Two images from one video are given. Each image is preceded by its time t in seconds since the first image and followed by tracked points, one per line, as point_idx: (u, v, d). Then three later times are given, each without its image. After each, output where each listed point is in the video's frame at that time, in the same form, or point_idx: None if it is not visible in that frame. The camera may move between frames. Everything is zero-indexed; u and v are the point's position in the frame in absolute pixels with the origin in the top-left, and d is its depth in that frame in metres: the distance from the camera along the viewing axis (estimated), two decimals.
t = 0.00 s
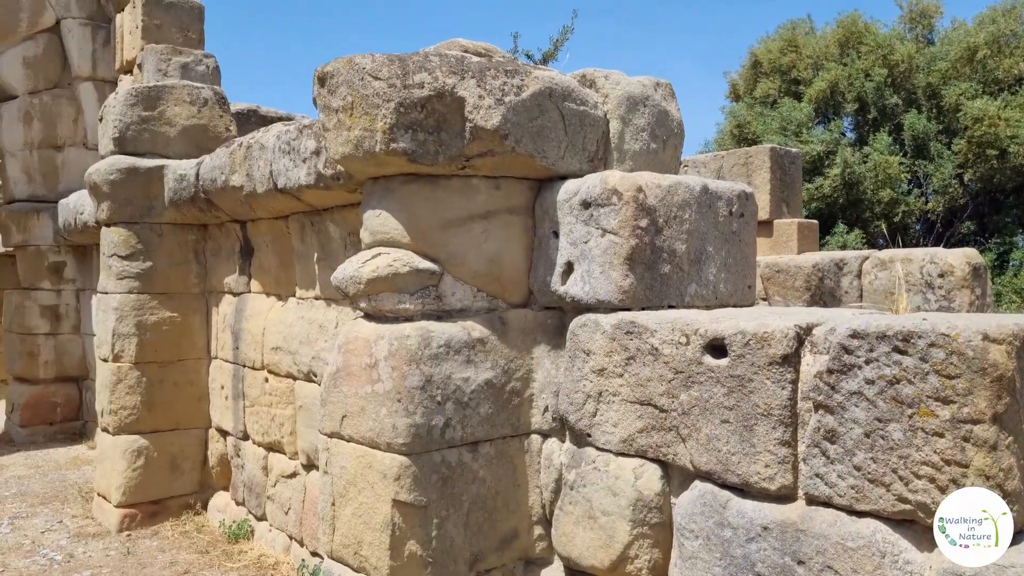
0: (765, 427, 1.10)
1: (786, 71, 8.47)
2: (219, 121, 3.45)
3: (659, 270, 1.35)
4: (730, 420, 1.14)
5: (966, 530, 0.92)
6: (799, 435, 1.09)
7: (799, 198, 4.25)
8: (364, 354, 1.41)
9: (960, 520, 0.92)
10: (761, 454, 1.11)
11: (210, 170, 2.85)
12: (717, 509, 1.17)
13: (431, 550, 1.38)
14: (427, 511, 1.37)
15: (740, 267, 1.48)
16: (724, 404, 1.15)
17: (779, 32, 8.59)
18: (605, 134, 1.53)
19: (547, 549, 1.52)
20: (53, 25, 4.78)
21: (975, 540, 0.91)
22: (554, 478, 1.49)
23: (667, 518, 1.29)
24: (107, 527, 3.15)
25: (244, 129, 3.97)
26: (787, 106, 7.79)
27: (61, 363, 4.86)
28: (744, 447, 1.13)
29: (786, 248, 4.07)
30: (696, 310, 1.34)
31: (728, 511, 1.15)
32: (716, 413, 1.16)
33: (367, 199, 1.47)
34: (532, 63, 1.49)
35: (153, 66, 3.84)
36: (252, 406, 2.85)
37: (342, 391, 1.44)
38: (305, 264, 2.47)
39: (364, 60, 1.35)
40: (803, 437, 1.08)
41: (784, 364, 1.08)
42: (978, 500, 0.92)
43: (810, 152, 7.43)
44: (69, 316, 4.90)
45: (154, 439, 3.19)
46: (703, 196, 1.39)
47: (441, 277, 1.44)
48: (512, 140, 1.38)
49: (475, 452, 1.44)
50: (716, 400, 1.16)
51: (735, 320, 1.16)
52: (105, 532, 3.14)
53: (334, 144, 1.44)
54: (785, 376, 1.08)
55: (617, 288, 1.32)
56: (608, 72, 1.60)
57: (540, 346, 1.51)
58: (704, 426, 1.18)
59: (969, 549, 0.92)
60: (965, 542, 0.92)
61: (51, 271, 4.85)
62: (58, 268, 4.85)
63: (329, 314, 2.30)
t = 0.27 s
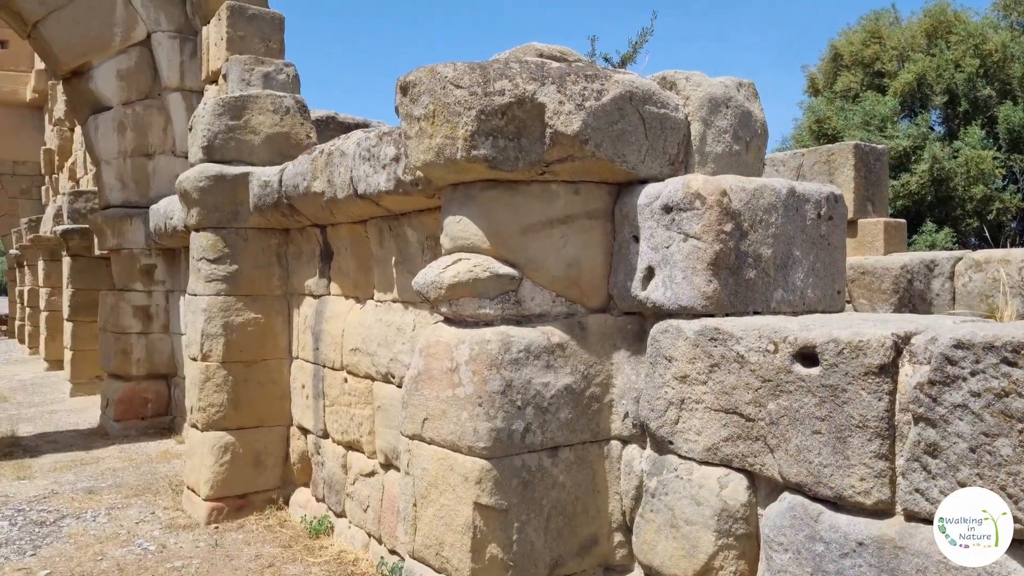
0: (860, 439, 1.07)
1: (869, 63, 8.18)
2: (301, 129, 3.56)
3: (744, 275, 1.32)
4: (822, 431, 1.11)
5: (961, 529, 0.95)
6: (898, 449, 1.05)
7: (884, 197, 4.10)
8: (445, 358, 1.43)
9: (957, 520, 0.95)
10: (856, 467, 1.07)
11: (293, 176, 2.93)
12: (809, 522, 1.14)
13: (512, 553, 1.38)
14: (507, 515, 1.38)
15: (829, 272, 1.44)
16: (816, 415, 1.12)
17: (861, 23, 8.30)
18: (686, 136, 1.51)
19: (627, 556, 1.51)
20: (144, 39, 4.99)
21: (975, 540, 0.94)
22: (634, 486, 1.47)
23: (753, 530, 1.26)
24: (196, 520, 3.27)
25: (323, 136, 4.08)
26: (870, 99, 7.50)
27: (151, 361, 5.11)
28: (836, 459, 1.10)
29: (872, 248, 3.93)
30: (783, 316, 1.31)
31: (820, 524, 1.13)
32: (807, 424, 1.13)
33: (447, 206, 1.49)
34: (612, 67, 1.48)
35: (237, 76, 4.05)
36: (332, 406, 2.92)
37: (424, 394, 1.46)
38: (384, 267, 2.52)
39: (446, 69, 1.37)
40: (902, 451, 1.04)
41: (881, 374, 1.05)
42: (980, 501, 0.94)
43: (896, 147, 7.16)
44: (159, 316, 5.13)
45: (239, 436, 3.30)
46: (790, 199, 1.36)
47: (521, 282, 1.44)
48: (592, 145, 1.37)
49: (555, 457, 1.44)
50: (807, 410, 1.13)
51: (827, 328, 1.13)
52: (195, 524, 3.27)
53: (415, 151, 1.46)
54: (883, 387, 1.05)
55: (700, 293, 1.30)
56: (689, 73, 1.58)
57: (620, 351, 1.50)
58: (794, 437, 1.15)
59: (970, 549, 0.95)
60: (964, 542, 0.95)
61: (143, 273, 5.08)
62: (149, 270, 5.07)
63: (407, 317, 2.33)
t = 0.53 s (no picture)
0: (958, 455, 1.02)
1: (958, 55, 7.86)
2: (376, 136, 3.63)
3: (831, 282, 1.29)
4: (918, 446, 1.07)
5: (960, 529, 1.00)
6: (1001, 466, 1.00)
7: (976, 196, 3.92)
8: (523, 365, 1.44)
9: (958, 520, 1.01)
10: (954, 484, 1.03)
11: (369, 183, 2.99)
12: (903, 540, 1.10)
13: (590, 561, 1.38)
14: (585, 523, 1.38)
15: (922, 279, 1.39)
16: (911, 429, 1.08)
17: (949, 15, 7.98)
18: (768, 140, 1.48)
19: (707, 568, 1.49)
20: (227, 51, 5.17)
21: (975, 541, 0.99)
22: (714, 497, 1.45)
23: (842, 546, 1.23)
24: (277, 516, 3.37)
25: (397, 142, 4.15)
26: (959, 93, 7.21)
27: (233, 361, 5.30)
28: (932, 475, 1.06)
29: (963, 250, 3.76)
30: (872, 326, 1.27)
31: (915, 542, 1.08)
32: (901, 438, 1.09)
33: (524, 213, 1.50)
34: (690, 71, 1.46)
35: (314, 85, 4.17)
36: (406, 408, 2.96)
37: (501, 400, 1.47)
38: (458, 272, 2.54)
39: (523, 77, 1.38)
40: (1004, 468, 0.99)
41: (981, 388, 1.00)
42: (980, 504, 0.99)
43: (987, 143, 6.85)
44: (240, 317, 5.30)
45: (317, 436, 3.38)
46: (879, 204, 1.31)
47: (598, 289, 1.43)
48: (671, 150, 1.36)
49: (633, 465, 1.43)
50: (901, 423, 1.09)
51: (922, 338, 1.09)
52: (276, 521, 3.37)
53: (492, 159, 1.48)
54: (984, 401, 1.00)
55: (785, 301, 1.27)
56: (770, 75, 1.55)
57: (699, 359, 1.48)
58: (886, 451, 1.11)
59: (969, 549, 1.00)
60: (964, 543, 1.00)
61: (226, 277, 5.26)
62: (231, 274, 5.25)
63: (481, 322, 2.35)
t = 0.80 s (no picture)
0: None
1: None
2: (442, 146, 3.67)
3: (917, 293, 1.24)
4: (1013, 466, 1.05)
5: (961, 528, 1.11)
6: None
7: None
8: (593, 376, 1.43)
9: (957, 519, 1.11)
10: None
11: (436, 193, 3.02)
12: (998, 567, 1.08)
13: None
14: (658, 537, 1.36)
15: (1013, 290, 1.33)
16: (1006, 448, 1.05)
17: None
18: (847, 146, 1.44)
19: None
20: (298, 65, 5.31)
21: (973, 538, 1.09)
22: (791, 513, 1.41)
23: (930, 567, 1.19)
24: (346, 520, 3.43)
25: (462, 151, 4.19)
26: None
27: (302, 366, 5.43)
28: None
29: None
30: (961, 338, 1.22)
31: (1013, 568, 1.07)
32: (996, 458, 1.07)
33: (593, 222, 1.49)
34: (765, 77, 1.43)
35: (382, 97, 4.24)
36: (472, 415, 2.97)
37: (571, 410, 1.46)
38: (524, 281, 2.54)
39: (593, 87, 1.38)
40: None
41: None
42: (979, 502, 1.08)
43: None
44: (310, 324, 5.41)
45: (385, 442, 3.43)
46: (969, 211, 1.26)
47: (669, 299, 1.42)
48: (745, 158, 1.33)
49: (706, 479, 1.40)
50: (994, 442, 1.06)
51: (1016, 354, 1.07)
52: (345, 524, 3.42)
53: (562, 169, 1.48)
54: None
55: (867, 313, 1.24)
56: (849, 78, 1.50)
57: (774, 371, 1.44)
58: (979, 470, 1.09)
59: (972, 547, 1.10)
60: (963, 540, 1.11)
61: (296, 285, 5.38)
62: (301, 281, 5.36)
63: (547, 331, 2.34)
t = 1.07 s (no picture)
0: None
1: None
2: (503, 156, 3.69)
3: (1004, 304, 1.20)
4: None
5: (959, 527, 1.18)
6: None
7: None
8: (660, 388, 1.41)
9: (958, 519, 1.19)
10: None
11: (498, 203, 3.03)
12: None
13: None
14: (729, 553, 1.34)
15: None
16: None
17: None
18: (926, 152, 1.40)
19: None
20: (361, 78, 5.40)
21: (975, 539, 1.18)
22: (870, 532, 1.36)
23: None
24: (408, 527, 3.45)
25: (522, 161, 4.20)
26: None
27: (364, 373, 5.51)
28: None
29: None
30: None
31: None
32: None
33: (659, 233, 1.48)
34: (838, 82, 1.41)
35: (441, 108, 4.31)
36: (533, 424, 2.96)
37: (638, 422, 1.45)
38: (586, 290, 2.53)
39: (659, 97, 1.38)
40: None
41: None
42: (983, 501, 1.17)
43: None
44: (371, 332, 5.48)
45: (447, 450, 3.45)
46: None
47: (739, 310, 1.39)
48: (818, 166, 1.31)
49: (779, 495, 1.38)
50: None
51: None
52: (407, 531, 3.45)
53: (627, 179, 1.48)
54: None
55: (952, 325, 1.20)
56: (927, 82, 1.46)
57: (850, 385, 1.40)
58: None
59: (968, 548, 1.19)
60: (965, 542, 1.18)
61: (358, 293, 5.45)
62: (363, 290, 5.44)
63: (611, 341, 2.32)
